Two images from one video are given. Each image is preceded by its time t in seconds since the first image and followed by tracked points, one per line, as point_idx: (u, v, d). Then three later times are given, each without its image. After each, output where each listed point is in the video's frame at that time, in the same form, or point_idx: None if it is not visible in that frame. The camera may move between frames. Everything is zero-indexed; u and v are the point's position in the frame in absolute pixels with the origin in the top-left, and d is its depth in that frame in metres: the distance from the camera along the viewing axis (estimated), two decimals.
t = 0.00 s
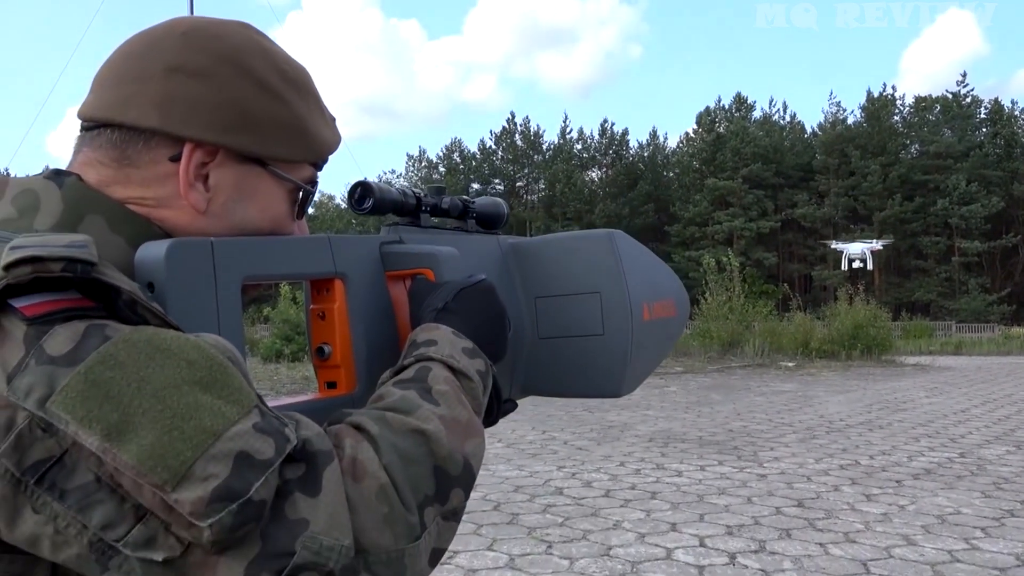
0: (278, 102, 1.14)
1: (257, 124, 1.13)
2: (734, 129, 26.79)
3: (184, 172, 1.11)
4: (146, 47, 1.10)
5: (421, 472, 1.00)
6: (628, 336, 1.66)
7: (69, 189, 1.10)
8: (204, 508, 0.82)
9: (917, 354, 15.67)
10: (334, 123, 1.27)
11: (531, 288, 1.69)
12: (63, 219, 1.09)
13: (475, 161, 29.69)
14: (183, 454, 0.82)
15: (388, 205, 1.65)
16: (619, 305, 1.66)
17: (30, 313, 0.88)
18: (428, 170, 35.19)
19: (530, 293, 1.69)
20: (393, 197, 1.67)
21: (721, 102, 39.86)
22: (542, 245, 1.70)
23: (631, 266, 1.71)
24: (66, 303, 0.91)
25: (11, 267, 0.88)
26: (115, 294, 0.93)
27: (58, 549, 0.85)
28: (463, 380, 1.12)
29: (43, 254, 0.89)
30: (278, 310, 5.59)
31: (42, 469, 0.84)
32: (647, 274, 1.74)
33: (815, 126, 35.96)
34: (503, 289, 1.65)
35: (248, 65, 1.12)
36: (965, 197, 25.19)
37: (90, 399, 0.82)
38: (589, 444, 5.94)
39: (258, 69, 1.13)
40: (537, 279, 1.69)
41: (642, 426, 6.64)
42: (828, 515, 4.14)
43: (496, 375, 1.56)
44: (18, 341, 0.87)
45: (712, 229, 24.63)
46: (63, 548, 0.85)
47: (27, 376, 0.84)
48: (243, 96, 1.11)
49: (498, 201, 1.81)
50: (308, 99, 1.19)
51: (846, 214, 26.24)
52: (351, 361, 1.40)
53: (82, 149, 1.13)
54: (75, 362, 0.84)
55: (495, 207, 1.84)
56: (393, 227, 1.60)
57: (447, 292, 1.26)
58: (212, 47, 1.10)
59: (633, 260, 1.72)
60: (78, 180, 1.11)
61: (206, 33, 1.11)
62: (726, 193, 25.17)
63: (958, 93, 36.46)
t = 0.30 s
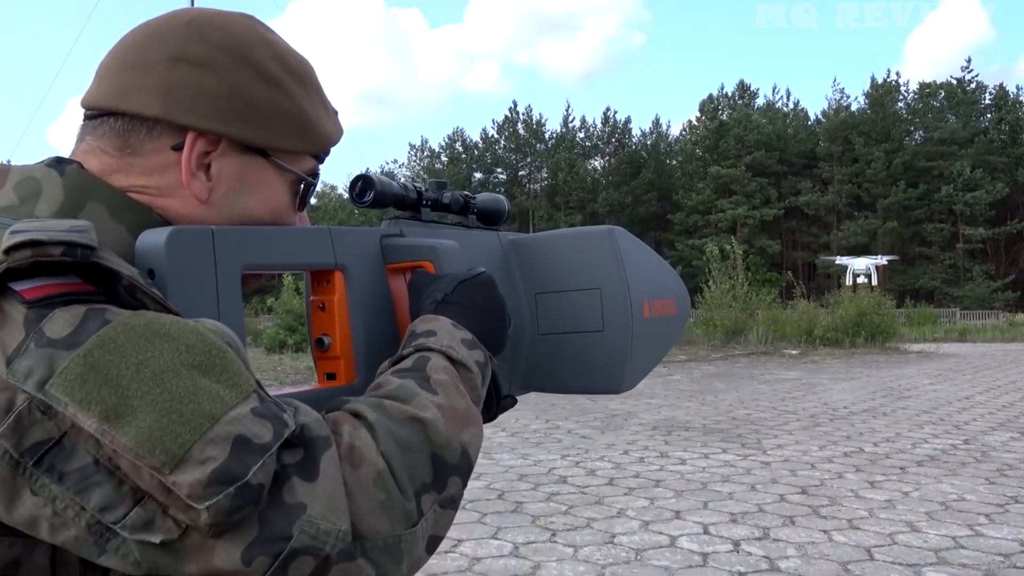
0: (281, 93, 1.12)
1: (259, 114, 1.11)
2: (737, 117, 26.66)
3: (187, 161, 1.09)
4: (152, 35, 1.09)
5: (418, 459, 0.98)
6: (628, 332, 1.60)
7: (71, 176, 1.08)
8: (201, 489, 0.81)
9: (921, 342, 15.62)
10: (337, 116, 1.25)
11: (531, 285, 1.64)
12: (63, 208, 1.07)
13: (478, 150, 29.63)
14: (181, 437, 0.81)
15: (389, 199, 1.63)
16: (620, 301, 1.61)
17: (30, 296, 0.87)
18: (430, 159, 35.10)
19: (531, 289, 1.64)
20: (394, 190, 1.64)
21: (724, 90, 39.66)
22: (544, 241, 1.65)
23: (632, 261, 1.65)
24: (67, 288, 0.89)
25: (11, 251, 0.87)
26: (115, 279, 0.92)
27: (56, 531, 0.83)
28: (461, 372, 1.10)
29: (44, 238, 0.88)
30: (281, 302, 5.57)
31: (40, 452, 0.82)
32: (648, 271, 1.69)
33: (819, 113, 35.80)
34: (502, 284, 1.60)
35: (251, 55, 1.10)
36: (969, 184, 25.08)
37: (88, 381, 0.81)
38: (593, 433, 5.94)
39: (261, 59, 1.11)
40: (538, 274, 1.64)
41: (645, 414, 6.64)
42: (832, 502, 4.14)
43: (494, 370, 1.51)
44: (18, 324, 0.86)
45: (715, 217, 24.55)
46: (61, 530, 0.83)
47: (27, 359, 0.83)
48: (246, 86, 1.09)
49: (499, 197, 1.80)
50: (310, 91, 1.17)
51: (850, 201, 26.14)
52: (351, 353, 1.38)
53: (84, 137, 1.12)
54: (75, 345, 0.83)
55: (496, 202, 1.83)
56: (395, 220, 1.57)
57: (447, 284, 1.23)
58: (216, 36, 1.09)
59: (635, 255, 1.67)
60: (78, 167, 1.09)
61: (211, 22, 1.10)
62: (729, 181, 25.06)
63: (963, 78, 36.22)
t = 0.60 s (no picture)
0: (281, 84, 1.11)
1: (259, 103, 1.09)
2: (740, 102, 26.56)
3: (187, 148, 1.08)
4: (153, 24, 1.07)
5: (413, 443, 0.96)
6: (627, 333, 1.58)
7: (70, 162, 1.08)
8: (193, 467, 0.79)
9: (926, 327, 15.62)
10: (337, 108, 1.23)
11: (531, 285, 1.61)
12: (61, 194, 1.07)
13: (480, 138, 29.57)
14: (174, 415, 0.79)
15: (389, 195, 1.62)
16: (619, 302, 1.59)
17: (26, 276, 0.86)
18: (432, 147, 35.05)
19: (530, 287, 1.61)
20: (395, 186, 1.63)
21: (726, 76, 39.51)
22: (543, 240, 1.63)
23: (631, 262, 1.63)
24: (62, 268, 0.88)
25: (7, 232, 0.86)
26: (110, 260, 0.91)
27: (49, 508, 0.83)
28: (458, 362, 1.07)
29: (39, 219, 0.87)
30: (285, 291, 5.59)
31: (34, 428, 0.82)
32: (647, 271, 1.68)
33: (822, 98, 35.66)
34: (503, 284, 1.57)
35: (250, 45, 1.08)
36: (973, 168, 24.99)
37: (83, 359, 0.80)
38: (597, 420, 5.95)
39: (260, 49, 1.09)
40: (538, 274, 1.61)
41: (649, 400, 6.66)
42: (836, 486, 4.15)
43: (491, 366, 1.45)
44: (14, 302, 0.85)
45: (718, 203, 24.51)
46: (54, 507, 0.83)
47: (22, 336, 0.82)
48: (246, 76, 1.07)
49: (501, 197, 1.79)
50: (311, 81, 1.16)
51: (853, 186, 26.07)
52: (349, 343, 1.35)
53: (85, 125, 1.12)
54: (70, 324, 0.82)
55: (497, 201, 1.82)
56: (394, 215, 1.57)
57: (444, 278, 1.20)
58: (218, 25, 1.07)
59: (633, 257, 1.65)
60: (77, 154, 1.09)
61: (213, 13, 1.08)
62: (732, 167, 25.00)
63: (967, 62, 36.06)
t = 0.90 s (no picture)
0: (289, 83, 1.09)
1: (266, 102, 1.07)
2: (742, 93, 26.48)
3: (193, 143, 1.06)
4: (161, 20, 1.05)
5: (410, 435, 0.95)
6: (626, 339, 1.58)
7: (77, 154, 1.05)
8: (190, 449, 0.78)
9: (929, 317, 15.63)
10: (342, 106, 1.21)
11: (533, 290, 1.61)
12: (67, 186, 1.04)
13: (482, 128, 29.54)
14: (172, 397, 0.79)
15: (394, 198, 1.60)
16: (620, 308, 1.59)
17: (30, 260, 0.85)
18: (434, 138, 35.03)
19: (533, 293, 1.61)
20: (400, 189, 1.61)
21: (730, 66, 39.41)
22: (547, 246, 1.63)
23: (632, 270, 1.63)
24: (65, 254, 0.88)
25: (13, 216, 0.86)
26: (112, 247, 0.91)
27: (48, 489, 0.82)
28: (457, 359, 1.07)
29: (43, 204, 0.86)
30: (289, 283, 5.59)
31: (34, 409, 0.81)
32: (648, 279, 1.68)
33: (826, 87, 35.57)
34: (505, 290, 1.57)
35: (260, 45, 1.06)
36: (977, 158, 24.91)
37: (83, 341, 0.79)
38: (600, 411, 5.97)
39: (269, 48, 1.07)
40: (539, 280, 1.62)
41: (651, 391, 6.67)
42: (838, 477, 4.16)
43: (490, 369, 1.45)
44: (17, 286, 0.84)
45: (721, 194, 24.47)
46: (52, 488, 0.82)
47: (24, 319, 0.82)
48: (255, 74, 1.05)
49: (502, 206, 1.79)
50: (317, 82, 1.14)
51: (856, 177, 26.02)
52: (348, 341, 1.33)
53: (94, 118, 1.09)
54: (71, 307, 0.82)
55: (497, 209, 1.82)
56: (398, 217, 1.55)
57: (445, 278, 1.20)
58: (227, 23, 1.05)
59: (634, 264, 1.65)
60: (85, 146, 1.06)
61: (221, 11, 1.06)
62: (735, 157, 24.94)
63: (971, 51, 35.93)
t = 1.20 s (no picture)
0: (297, 80, 1.08)
1: (274, 100, 1.07)
2: (747, 84, 26.37)
3: (202, 136, 1.05)
4: (173, 18, 1.05)
5: (406, 421, 0.95)
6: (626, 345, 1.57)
7: (89, 145, 1.05)
8: (190, 424, 0.79)
9: (933, 310, 15.60)
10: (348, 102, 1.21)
11: (535, 297, 1.61)
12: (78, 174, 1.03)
13: (485, 119, 29.49)
14: (173, 373, 0.79)
15: (400, 200, 1.59)
16: (620, 316, 1.58)
17: (39, 240, 0.85)
18: (437, 129, 34.99)
19: (534, 300, 1.61)
20: (405, 191, 1.60)
21: (735, 58, 39.25)
22: (548, 253, 1.63)
23: (632, 280, 1.63)
24: (74, 235, 0.88)
25: (23, 198, 0.86)
26: (119, 230, 0.91)
27: (51, 462, 0.82)
28: (456, 353, 1.06)
29: (54, 186, 0.87)
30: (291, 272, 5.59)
31: (39, 382, 0.81)
32: (649, 290, 1.67)
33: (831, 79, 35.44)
34: (506, 293, 1.57)
35: (270, 43, 1.06)
36: (982, 150, 24.82)
37: (89, 317, 0.80)
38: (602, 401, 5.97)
39: (279, 47, 1.07)
40: (541, 287, 1.62)
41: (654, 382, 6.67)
42: (840, 468, 4.17)
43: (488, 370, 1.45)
44: (26, 264, 0.84)
45: (724, 185, 24.41)
46: (56, 461, 0.82)
47: (31, 296, 0.82)
48: (265, 72, 1.05)
49: (505, 215, 1.80)
50: (325, 81, 1.14)
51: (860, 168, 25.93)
52: (350, 336, 1.32)
53: (107, 111, 1.10)
54: (79, 286, 0.82)
55: (501, 216, 1.82)
56: (401, 218, 1.54)
57: (447, 276, 1.20)
58: (238, 21, 1.05)
59: (636, 274, 1.65)
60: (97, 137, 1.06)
61: (233, 10, 1.06)
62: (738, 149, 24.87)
63: (978, 44, 35.72)
